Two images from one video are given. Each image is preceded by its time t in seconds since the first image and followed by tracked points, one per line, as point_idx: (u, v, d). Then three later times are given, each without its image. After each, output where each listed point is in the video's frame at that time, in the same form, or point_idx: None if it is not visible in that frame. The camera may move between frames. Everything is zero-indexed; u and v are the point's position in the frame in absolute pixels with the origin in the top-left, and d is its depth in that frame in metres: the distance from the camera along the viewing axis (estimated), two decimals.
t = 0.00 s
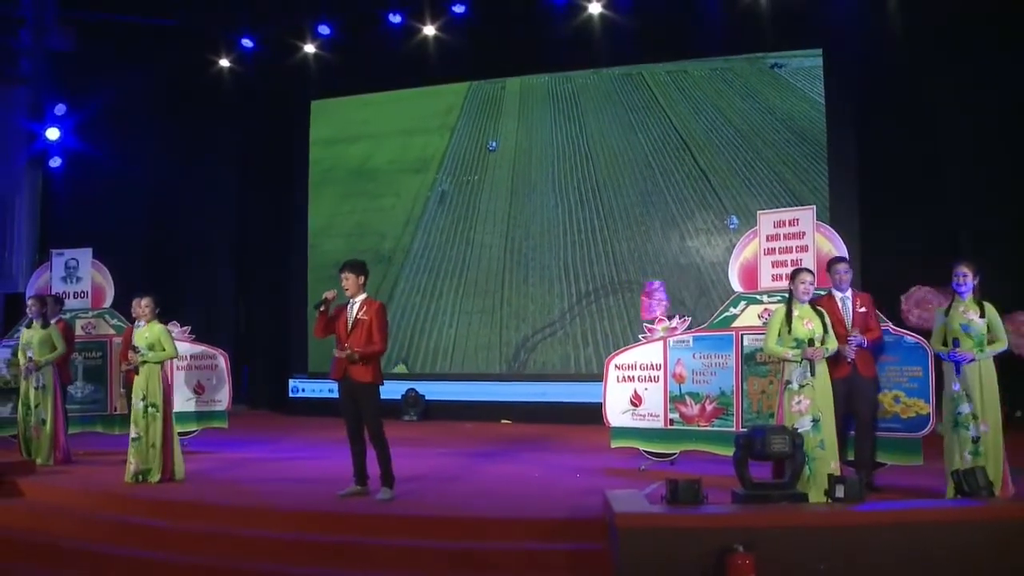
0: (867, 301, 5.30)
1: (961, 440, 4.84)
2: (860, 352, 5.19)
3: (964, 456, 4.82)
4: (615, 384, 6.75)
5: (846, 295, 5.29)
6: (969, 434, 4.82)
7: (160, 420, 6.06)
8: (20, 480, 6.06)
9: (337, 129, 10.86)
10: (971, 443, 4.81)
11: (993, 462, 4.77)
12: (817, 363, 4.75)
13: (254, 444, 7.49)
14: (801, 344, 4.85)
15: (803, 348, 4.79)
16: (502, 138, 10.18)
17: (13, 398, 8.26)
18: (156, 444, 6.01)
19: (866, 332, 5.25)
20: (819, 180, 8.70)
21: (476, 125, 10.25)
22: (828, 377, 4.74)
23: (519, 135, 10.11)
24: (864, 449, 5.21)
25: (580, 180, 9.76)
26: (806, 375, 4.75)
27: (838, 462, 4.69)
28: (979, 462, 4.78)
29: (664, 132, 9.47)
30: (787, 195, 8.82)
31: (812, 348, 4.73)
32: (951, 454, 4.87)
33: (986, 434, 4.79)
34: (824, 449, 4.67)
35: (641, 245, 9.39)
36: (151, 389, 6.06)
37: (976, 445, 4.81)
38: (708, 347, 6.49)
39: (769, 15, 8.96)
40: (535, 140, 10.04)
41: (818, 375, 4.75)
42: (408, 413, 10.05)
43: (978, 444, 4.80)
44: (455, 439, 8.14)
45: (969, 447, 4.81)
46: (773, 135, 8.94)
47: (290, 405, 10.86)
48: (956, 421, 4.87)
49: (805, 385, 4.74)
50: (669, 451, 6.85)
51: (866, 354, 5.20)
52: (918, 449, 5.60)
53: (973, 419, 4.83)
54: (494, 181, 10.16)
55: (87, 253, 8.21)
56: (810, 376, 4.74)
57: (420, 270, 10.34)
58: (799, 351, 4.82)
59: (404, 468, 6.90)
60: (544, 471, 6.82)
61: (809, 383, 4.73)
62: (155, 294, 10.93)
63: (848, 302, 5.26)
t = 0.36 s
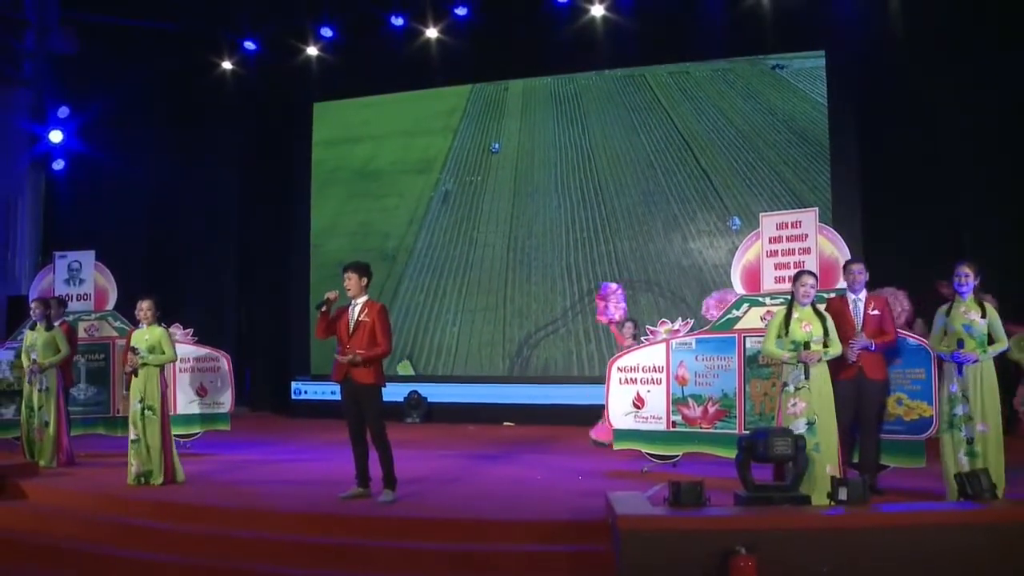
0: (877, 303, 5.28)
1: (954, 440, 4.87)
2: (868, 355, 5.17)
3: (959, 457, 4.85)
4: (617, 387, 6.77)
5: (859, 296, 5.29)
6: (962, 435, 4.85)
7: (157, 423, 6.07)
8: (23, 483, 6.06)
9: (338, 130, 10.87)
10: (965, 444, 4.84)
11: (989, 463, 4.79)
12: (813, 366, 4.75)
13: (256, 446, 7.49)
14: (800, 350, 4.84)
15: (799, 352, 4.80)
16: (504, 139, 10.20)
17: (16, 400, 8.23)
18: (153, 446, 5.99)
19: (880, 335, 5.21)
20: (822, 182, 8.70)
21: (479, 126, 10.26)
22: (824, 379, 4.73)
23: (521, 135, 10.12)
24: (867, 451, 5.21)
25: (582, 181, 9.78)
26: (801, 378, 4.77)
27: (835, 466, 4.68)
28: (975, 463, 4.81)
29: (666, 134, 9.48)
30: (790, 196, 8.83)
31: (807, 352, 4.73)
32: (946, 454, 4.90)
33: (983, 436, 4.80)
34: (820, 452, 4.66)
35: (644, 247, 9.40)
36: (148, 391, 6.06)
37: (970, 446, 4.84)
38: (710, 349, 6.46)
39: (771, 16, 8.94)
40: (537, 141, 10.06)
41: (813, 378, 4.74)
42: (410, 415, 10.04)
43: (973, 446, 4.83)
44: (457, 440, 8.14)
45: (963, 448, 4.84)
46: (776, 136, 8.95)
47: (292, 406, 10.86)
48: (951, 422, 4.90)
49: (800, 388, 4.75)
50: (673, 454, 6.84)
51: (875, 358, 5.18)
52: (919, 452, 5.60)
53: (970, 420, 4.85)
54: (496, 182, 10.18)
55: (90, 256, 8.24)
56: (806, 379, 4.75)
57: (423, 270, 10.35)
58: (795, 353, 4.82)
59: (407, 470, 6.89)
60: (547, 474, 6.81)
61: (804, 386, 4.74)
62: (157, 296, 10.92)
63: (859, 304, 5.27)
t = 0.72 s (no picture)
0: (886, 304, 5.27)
1: (956, 441, 4.85)
2: (876, 356, 5.13)
3: (961, 457, 4.82)
4: (619, 388, 6.75)
5: (871, 297, 5.30)
6: (965, 435, 4.83)
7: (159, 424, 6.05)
8: (24, 483, 6.07)
9: (342, 130, 10.98)
10: (968, 445, 4.82)
11: (991, 463, 4.78)
12: (808, 367, 4.75)
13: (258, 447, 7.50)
14: (797, 350, 4.82)
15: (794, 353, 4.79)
16: (508, 138, 10.33)
17: (19, 401, 8.24)
18: (155, 446, 5.98)
19: (890, 337, 5.19)
20: (824, 182, 8.74)
21: (482, 125, 10.38)
22: (820, 380, 4.73)
23: (524, 135, 10.27)
24: (872, 453, 5.20)
25: (584, 179, 9.90)
26: (797, 379, 4.77)
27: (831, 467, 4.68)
28: (977, 463, 4.79)
29: (667, 132, 9.57)
30: (791, 195, 8.88)
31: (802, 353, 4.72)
32: (946, 454, 4.87)
33: (985, 435, 4.80)
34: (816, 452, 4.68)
35: (646, 245, 9.50)
36: (149, 391, 6.04)
37: (973, 447, 4.82)
38: (712, 350, 6.45)
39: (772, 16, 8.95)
40: (540, 141, 10.20)
41: (809, 380, 4.74)
42: (413, 415, 10.05)
43: (976, 446, 4.81)
44: (459, 441, 8.15)
45: (965, 448, 4.82)
46: (776, 135, 9.01)
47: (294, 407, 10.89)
48: (953, 422, 4.89)
49: (797, 388, 4.75)
50: (675, 454, 6.85)
51: (882, 359, 5.15)
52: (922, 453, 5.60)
53: (973, 420, 4.84)
54: (500, 181, 10.31)
55: (92, 257, 8.02)
56: (803, 380, 4.75)
57: (427, 268, 10.45)
58: (792, 354, 4.83)
59: (408, 471, 6.90)
60: (549, 475, 6.82)
61: (801, 387, 4.74)
62: (159, 296, 10.94)
63: (871, 305, 5.28)
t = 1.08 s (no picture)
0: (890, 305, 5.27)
1: (960, 443, 4.85)
2: (883, 356, 5.14)
3: (964, 458, 4.81)
4: (621, 388, 6.74)
5: (875, 298, 5.30)
6: (969, 436, 4.83)
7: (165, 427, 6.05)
8: (26, 484, 6.08)
9: (346, 129, 11.02)
10: (971, 446, 4.82)
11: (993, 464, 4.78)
12: (808, 366, 4.76)
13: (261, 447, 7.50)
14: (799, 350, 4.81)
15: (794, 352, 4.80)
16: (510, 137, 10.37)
17: (22, 401, 8.24)
18: (159, 449, 5.97)
19: (894, 337, 5.19)
20: (824, 181, 8.76)
21: (484, 124, 10.40)
22: (821, 380, 4.73)
23: (526, 133, 10.31)
24: (875, 454, 5.20)
25: (586, 178, 9.94)
26: (798, 379, 4.77)
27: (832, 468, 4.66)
28: (980, 464, 4.78)
29: (669, 132, 9.60)
30: (793, 195, 8.90)
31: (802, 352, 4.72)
32: (950, 456, 4.87)
33: (988, 436, 4.80)
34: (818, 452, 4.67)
35: (647, 244, 9.55)
36: (155, 393, 6.05)
37: (976, 448, 4.81)
38: (715, 351, 6.45)
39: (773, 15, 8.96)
40: (542, 140, 10.24)
41: (811, 380, 4.74)
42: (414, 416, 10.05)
43: (979, 447, 4.81)
44: (461, 442, 8.15)
45: (969, 449, 4.81)
46: (777, 135, 9.04)
47: (296, 408, 10.89)
48: (957, 423, 4.88)
49: (799, 389, 4.76)
50: (676, 455, 6.85)
51: (887, 359, 5.16)
52: (924, 453, 5.60)
53: (977, 421, 4.84)
54: (503, 179, 10.36)
55: (95, 256, 8.19)
56: (804, 379, 4.75)
57: (430, 266, 10.51)
58: (793, 354, 4.83)
59: (410, 472, 6.90)
60: (551, 475, 6.82)
61: (803, 387, 4.74)
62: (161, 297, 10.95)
63: (876, 305, 5.27)
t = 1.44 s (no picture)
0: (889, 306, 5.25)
1: (966, 444, 4.83)
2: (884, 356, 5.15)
3: (970, 459, 4.80)
4: (623, 389, 6.74)
5: (870, 297, 5.21)
6: (974, 437, 4.83)
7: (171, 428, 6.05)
8: (29, 485, 6.10)
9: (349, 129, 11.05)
10: (977, 447, 4.81)
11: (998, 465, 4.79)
12: (812, 367, 4.75)
13: (264, 448, 7.50)
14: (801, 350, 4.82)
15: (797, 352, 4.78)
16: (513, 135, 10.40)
17: (25, 401, 8.22)
18: (165, 449, 5.98)
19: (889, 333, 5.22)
20: (825, 181, 8.80)
21: (487, 124, 10.43)
22: (825, 380, 4.73)
23: (529, 133, 10.32)
24: (876, 456, 5.21)
25: (589, 178, 9.99)
26: (802, 379, 4.77)
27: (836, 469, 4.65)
28: (986, 465, 4.78)
29: (671, 132, 9.63)
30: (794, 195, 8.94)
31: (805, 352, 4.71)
32: (954, 456, 4.85)
33: (993, 437, 4.80)
34: (822, 453, 4.66)
35: (648, 243, 9.61)
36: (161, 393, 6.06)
37: (982, 449, 4.81)
38: (717, 351, 6.44)
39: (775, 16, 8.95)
40: (545, 139, 10.26)
41: (816, 380, 4.73)
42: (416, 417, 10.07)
43: (984, 447, 4.80)
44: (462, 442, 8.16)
45: (975, 450, 4.81)
46: (778, 134, 9.09)
47: (298, 408, 10.90)
48: (963, 424, 4.87)
49: (802, 389, 4.75)
50: (678, 455, 6.86)
51: (887, 359, 5.19)
52: (926, 454, 5.60)
53: (983, 422, 4.83)
54: (506, 178, 10.43)
55: (96, 257, 8.22)
56: (808, 380, 4.75)
57: (434, 263, 10.62)
58: (795, 354, 4.81)
59: (411, 472, 6.90)
60: (552, 476, 6.82)
61: (806, 387, 4.74)
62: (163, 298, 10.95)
63: (872, 305, 5.20)
